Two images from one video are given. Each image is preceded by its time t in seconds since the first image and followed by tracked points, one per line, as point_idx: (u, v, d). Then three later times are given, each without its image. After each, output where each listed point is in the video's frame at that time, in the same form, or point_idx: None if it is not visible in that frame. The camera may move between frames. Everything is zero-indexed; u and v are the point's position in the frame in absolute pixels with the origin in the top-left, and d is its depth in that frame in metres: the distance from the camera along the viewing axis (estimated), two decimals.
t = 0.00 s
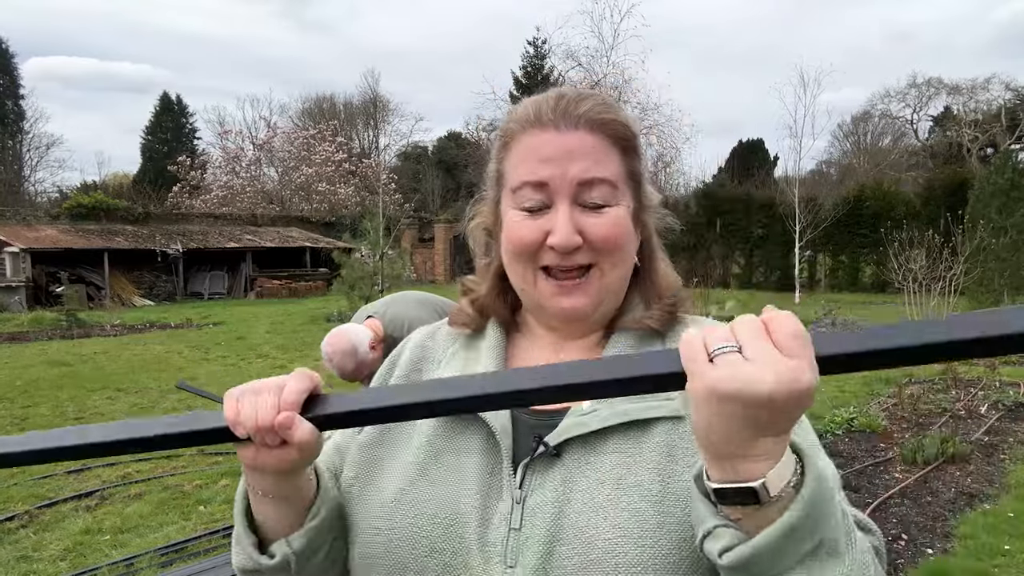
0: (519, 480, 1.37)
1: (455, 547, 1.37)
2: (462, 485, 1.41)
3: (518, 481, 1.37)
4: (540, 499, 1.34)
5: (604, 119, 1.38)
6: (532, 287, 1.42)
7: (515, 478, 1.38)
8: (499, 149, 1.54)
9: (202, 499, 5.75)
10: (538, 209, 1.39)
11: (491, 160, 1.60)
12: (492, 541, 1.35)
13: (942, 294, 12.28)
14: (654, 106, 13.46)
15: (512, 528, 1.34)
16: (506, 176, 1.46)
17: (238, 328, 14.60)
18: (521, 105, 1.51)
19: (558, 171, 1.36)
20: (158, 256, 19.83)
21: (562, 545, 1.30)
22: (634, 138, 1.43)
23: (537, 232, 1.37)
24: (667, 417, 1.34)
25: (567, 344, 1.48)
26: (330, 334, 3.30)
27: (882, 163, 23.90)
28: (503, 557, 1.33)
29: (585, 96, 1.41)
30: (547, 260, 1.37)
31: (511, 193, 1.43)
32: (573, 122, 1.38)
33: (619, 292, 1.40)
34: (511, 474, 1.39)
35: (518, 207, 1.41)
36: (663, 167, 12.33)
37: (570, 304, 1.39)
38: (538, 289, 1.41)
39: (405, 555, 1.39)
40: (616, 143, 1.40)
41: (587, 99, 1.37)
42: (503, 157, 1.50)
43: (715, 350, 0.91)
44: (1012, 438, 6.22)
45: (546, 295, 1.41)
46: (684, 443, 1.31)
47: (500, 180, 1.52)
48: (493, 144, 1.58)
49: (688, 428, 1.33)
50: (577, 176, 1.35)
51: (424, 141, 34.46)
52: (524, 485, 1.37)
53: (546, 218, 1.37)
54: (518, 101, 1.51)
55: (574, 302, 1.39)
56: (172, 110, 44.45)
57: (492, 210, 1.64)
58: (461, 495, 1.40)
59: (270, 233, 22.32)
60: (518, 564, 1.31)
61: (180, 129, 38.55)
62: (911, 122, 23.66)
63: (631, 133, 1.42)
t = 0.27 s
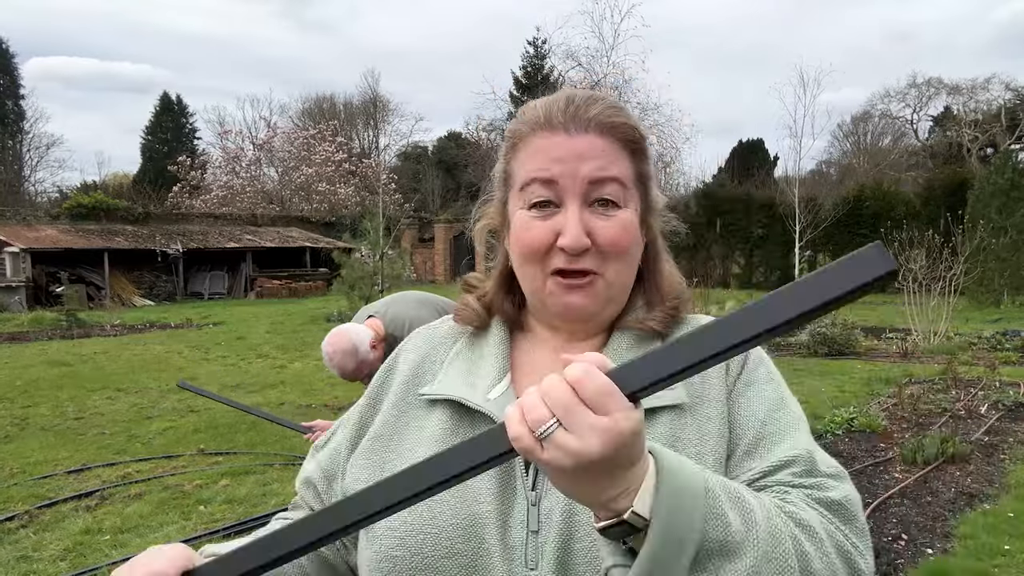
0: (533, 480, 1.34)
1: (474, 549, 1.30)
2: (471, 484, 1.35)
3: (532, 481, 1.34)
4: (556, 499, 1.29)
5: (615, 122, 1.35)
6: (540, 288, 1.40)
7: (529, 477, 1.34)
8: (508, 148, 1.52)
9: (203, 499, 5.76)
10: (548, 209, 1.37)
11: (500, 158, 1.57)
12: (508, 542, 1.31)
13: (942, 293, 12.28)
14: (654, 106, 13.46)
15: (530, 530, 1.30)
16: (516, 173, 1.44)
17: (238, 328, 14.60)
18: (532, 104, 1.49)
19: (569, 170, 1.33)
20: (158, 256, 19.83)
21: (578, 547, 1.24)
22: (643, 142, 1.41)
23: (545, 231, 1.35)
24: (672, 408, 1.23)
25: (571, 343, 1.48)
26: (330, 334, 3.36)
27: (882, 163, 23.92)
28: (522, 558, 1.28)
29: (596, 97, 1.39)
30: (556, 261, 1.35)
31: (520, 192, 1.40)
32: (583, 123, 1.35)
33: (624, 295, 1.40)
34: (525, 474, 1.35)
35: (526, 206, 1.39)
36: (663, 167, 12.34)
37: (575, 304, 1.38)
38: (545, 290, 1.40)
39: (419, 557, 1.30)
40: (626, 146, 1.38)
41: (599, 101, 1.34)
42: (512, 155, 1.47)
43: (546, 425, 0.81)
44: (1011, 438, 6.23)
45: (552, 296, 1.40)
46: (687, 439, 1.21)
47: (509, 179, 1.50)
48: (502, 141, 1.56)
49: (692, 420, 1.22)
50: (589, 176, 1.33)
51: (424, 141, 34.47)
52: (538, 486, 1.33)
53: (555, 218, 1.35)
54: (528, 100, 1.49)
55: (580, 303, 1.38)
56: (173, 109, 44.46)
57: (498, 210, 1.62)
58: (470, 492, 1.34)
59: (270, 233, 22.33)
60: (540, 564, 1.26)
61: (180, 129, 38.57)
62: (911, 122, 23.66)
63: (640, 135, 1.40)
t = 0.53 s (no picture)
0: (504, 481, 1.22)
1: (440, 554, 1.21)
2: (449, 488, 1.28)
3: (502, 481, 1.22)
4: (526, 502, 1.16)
5: (608, 120, 1.33)
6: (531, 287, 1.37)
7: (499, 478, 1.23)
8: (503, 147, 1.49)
9: (202, 499, 5.75)
10: (540, 207, 1.34)
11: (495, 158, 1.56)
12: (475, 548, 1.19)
13: (941, 293, 12.30)
14: (654, 107, 13.47)
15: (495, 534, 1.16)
16: (510, 171, 1.42)
17: (238, 328, 14.61)
18: (528, 103, 1.47)
19: (560, 167, 1.31)
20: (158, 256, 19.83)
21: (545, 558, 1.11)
22: (635, 144, 1.38)
23: (538, 228, 1.32)
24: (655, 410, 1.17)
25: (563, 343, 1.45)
26: (332, 334, 3.36)
27: (882, 163, 23.97)
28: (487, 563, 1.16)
29: (589, 96, 1.36)
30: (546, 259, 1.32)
31: (513, 190, 1.38)
32: (576, 121, 1.33)
33: (614, 291, 1.32)
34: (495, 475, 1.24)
35: (519, 203, 1.36)
36: (662, 167, 12.37)
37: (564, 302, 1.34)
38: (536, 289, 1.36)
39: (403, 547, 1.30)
40: (618, 145, 1.34)
41: (591, 98, 1.31)
42: (507, 153, 1.45)
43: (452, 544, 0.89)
44: (1011, 438, 6.24)
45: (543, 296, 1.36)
46: (665, 442, 1.15)
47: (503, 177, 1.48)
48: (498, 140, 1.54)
49: (673, 422, 1.17)
50: (581, 174, 1.30)
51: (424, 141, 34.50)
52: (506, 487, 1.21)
53: (548, 216, 1.32)
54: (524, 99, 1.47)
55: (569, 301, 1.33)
56: (173, 109, 44.46)
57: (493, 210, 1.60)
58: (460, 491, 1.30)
59: (270, 233, 22.34)
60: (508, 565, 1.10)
61: (180, 128, 38.61)
62: (911, 122, 23.69)
63: (631, 136, 1.37)
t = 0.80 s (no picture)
0: (490, 484, 1.28)
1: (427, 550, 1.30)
2: (435, 489, 1.33)
3: (488, 485, 1.29)
4: (511, 507, 1.24)
5: (561, 122, 1.34)
6: (498, 292, 1.42)
7: (487, 480, 1.29)
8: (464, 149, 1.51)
9: (202, 499, 5.76)
10: (500, 214, 1.38)
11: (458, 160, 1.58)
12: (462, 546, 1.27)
13: (942, 293, 12.28)
14: (654, 106, 13.45)
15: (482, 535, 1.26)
16: (470, 177, 1.44)
17: (238, 328, 14.60)
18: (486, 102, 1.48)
19: (515, 175, 1.34)
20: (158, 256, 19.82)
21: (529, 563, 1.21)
22: (596, 139, 1.39)
23: (498, 237, 1.36)
24: (640, 427, 1.22)
25: (539, 342, 1.46)
26: (332, 333, 3.34)
27: (882, 163, 23.97)
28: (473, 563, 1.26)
29: (543, 98, 1.38)
30: (509, 266, 1.37)
31: (474, 197, 1.42)
32: (529, 125, 1.35)
33: (587, 291, 1.38)
34: (481, 477, 1.30)
35: (480, 212, 1.41)
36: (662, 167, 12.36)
37: (531, 307, 1.39)
38: (502, 294, 1.41)
39: (381, 546, 1.32)
40: (575, 145, 1.36)
41: (541, 101, 1.33)
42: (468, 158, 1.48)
43: (813, 460, 0.84)
44: (1012, 437, 6.24)
45: (510, 299, 1.41)
46: (658, 456, 1.19)
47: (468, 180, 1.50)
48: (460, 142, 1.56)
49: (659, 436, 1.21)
50: (535, 182, 1.33)
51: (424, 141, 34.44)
52: (494, 490, 1.28)
53: (506, 224, 1.36)
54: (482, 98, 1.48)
55: (535, 306, 1.38)
56: (172, 108, 44.43)
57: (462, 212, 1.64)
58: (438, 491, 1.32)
59: (270, 233, 22.33)
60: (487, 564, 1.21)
61: (180, 129, 38.58)
62: (911, 123, 23.67)
63: (591, 134, 1.37)
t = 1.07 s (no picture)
0: (520, 466, 1.23)
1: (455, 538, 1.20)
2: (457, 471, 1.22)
3: (518, 468, 1.23)
4: (542, 488, 1.21)
5: (552, 115, 1.34)
6: (489, 283, 1.37)
7: (516, 462, 1.24)
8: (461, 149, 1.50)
9: (202, 499, 5.75)
10: (489, 205, 1.34)
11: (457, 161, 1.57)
12: (487, 528, 1.21)
13: (942, 293, 12.28)
14: (654, 106, 13.45)
15: (516, 518, 1.20)
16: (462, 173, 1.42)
17: (238, 328, 14.60)
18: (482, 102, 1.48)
19: (504, 165, 1.30)
20: (158, 256, 19.82)
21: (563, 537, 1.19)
22: (589, 131, 1.38)
23: (486, 228, 1.32)
24: (668, 412, 1.29)
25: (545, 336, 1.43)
26: (332, 332, 3.33)
27: (882, 163, 23.97)
28: (506, 545, 1.19)
29: (535, 93, 1.37)
30: (497, 256, 1.32)
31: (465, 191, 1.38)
32: (520, 118, 1.33)
33: (585, 282, 1.37)
34: (512, 457, 1.24)
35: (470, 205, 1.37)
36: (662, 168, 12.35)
37: (522, 298, 1.34)
38: (493, 286, 1.36)
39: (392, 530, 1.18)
40: (569, 138, 1.35)
41: (533, 94, 1.33)
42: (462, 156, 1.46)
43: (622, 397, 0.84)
44: (1011, 437, 6.24)
45: (502, 290, 1.36)
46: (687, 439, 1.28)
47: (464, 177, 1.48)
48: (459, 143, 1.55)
49: (683, 422, 1.30)
50: (525, 172, 1.30)
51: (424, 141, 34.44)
52: (526, 471, 1.23)
53: (496, 214, 1.31)
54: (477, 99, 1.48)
55: (526, 297, 1.33)
56: (173, 109, 44.43)
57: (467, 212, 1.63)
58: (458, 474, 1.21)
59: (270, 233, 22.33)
60: (521, 551, 1.19)
61: (180, 129, 38.59)
62: (911, 122, 23.67)
63: (582, 126, 1.37)
